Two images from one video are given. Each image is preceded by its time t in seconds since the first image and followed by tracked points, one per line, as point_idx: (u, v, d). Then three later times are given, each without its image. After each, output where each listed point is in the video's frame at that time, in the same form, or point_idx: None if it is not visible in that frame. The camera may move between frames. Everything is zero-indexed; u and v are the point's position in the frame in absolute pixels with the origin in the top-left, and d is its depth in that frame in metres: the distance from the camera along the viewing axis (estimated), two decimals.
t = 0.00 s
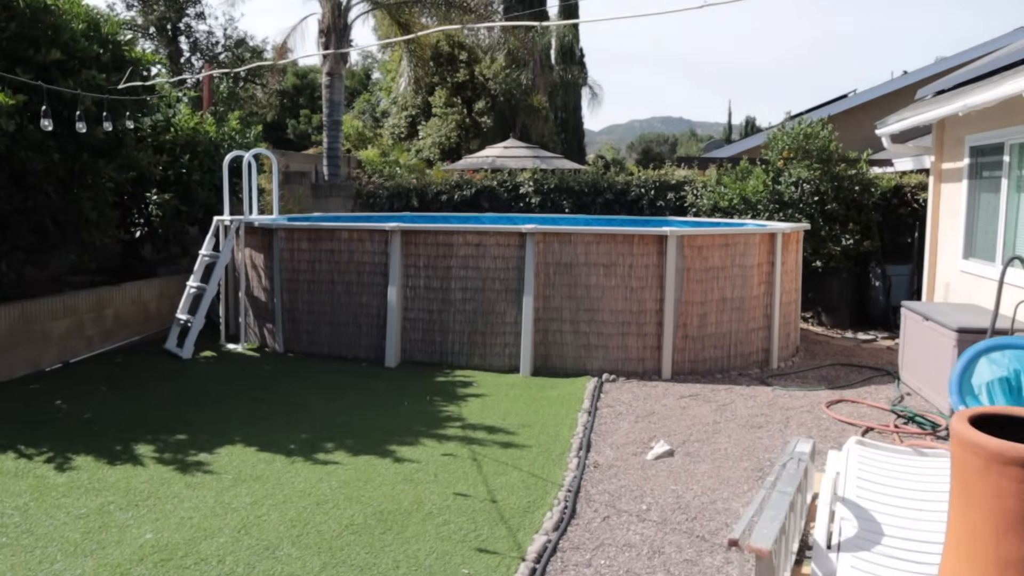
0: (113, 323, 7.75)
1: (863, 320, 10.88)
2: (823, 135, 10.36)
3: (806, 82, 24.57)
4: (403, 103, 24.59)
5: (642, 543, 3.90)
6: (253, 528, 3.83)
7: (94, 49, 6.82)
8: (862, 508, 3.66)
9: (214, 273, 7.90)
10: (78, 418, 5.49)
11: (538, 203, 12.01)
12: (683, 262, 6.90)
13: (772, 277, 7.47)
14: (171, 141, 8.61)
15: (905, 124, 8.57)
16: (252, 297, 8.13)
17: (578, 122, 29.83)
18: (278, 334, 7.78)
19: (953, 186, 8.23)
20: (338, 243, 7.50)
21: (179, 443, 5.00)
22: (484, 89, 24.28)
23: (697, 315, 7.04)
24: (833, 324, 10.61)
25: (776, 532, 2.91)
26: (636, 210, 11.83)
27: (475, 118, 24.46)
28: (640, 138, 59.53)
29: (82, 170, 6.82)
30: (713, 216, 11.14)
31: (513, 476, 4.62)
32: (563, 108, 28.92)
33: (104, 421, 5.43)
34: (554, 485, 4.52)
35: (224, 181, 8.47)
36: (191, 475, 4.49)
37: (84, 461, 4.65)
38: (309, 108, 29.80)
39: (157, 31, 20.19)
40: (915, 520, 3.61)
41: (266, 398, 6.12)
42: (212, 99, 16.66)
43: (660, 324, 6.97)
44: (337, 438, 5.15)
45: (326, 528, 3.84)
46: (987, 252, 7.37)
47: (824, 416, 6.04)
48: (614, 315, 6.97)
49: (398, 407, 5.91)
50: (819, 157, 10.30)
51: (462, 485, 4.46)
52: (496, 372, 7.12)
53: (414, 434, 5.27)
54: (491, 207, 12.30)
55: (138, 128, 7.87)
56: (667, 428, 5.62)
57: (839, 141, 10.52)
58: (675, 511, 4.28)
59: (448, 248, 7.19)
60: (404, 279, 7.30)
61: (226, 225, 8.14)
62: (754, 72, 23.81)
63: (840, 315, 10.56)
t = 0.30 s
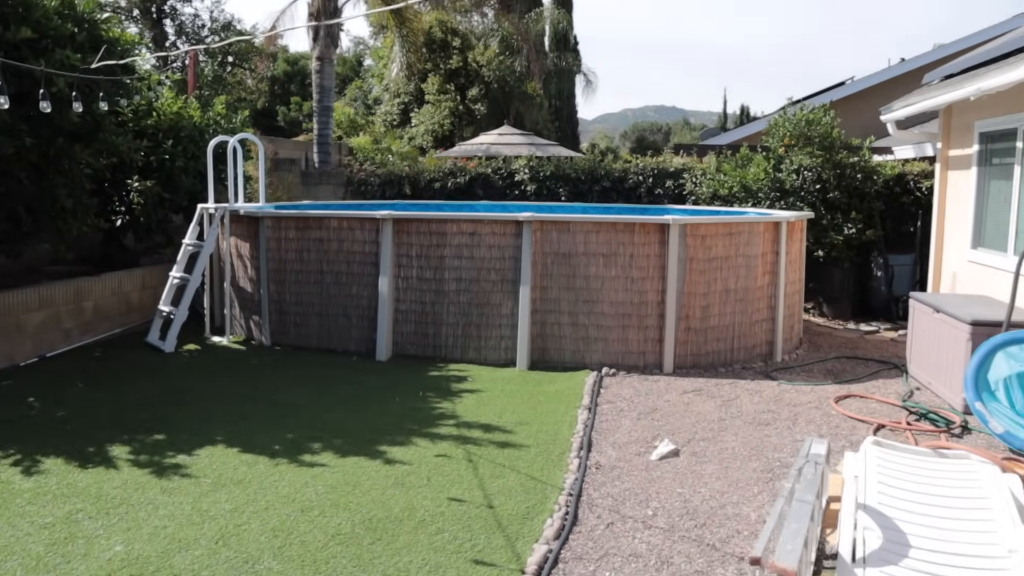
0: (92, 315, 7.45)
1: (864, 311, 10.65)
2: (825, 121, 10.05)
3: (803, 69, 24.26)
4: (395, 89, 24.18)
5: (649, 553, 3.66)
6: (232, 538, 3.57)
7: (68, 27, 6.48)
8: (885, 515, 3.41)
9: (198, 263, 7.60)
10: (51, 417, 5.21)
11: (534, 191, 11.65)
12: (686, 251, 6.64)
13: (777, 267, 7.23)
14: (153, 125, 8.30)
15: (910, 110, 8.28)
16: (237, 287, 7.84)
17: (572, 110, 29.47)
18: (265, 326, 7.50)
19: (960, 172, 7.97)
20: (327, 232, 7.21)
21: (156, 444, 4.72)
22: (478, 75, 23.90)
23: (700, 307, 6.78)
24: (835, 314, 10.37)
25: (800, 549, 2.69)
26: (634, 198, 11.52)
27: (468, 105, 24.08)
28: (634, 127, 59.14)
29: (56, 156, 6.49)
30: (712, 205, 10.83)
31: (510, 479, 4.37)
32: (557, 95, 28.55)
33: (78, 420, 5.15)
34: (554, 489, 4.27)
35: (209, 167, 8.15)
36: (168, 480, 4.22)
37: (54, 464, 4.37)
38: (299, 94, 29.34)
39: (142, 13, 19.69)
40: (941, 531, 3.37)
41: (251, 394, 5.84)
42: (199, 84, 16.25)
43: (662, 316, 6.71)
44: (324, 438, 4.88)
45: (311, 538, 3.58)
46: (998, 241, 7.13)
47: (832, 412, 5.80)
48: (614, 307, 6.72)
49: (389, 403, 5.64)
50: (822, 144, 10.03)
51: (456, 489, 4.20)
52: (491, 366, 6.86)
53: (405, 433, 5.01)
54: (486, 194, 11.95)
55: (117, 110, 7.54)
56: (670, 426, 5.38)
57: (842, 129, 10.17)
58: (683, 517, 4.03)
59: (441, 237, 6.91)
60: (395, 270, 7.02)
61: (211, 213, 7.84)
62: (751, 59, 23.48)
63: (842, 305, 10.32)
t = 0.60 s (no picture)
0: (80, 315, 7.20)
1: (874, 311, 10.36)
2: (836, 115, 9.71)
3: (808, 64, 23.97)
4: (395, 84, 23.90)
5: None
6: (215, 561, 3.32)
7: (51, 15, 6.24)
8: (918, 539, 3.17)
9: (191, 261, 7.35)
10: (31, 423, 4.97)
11: (536, 187, 11.34)
12: (696, 251, 6.38)
13: (789, 267, 6.97)
14: (144, 118, 8.06)
15: (925, 106, 8.00)
16: (230, 286, 7.59)
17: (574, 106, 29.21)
18: (259, 327, 7.25)
19: (977, 169, 7.70)
20: (323, 230, 6.95)
21: (139, 454, 4.47)
22: (480, 70, 23.66)
23: (710, 309, 6.53)
24: (845, 314, 10.05)
25: None
26: (639, 195, 11.21)
27: (470, 100, 23.82)
28: (636, 123, 58.84)
29: (37, 147, 6.26)
30: (719, 202, 10.45)
31: (513, 494, 4.12)
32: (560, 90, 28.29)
33: (59, 427, 4.90)
34: (561, 506, 4.02)
35: (201, 162, 7.89)
36: (149, 494, 3.97)
37: (29, 477, 4.13)
38: (299, 89, 29.06)
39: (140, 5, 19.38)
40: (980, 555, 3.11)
41: (242, 399, 5.60)
42: (195, 77, 15.96)
43: (670, 318, 6.47)
44: (318, 449, 4.63)
45: (300, 560, 3.34)
46: (1018, 241, 6.86)
47: (849, 418, 5.54)
48: (621, 309, 6.46)
49: (386, 410, 5.39)
50: (831, 139, 9.65)
51: (457, 505, 3.96)
52: (493, 369, 6.62)
53: (403, 443, 4.77)
54: (488, 190, 11.67)
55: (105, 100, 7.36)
56: (680, 435, 5.14)
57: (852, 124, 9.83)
58: (697, 536, 3.79)
59: (442, 235, 6.66)
60: (394, 269, 6.77)
61: (204, 209, 7.58)
62: (755, 53, 23.18)
63: (852, 304, 10.00)
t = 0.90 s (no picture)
0: (73, 314, 6.99)
1: (887, 314, 10.16)
2: (851, 114, 9.45)
3: (814, 63, 23.76)
4: (398, 81, 23.68)
5: None
6: None
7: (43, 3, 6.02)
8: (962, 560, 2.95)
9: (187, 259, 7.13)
10: (18, 428, 4.75)
11: (542, 185, 11.09)
12: (710, 252, 6.17)
13: (806, 270, 6.74)
14: (140, 113, 7.83)
15: (944, 106, 7.78)
16: (228, 285, 7.37)
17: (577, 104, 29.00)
18: (257, 327, 7.03)
19: (999, 170, 7.48)
20: (323, 228, 6.72)
21: (130, 463, 4.26)
22: (483, 67, 23.46)
23: (724, 313, 6.31)
24: (857, 317, 9.83)
25: None
26: (647, 194, 10.94)
27: (473, 97, 23.62)
28: (638, 121, 58.58)
29: (29, 141, 6.05)
30: (729, 202, 10.14)
31: (523, 508, 3.91)
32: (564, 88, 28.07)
33: (47, 433, 4.68)
34: (573, 521, 3.81)
35: (199, 157, 7.66)
36: (139, 507, 3.76)
37: (13, 487, 3.91)
38: (301, 86, 28.87)
39: None
40: None
41: (239, 403, 5.38)
42: (195, 71, 15.73)
43: (683, 322, 6.25)
44: (317, 457, 4.42)
45: None
46: None
47: (870, 428, 5.33)
48: (632, 311, 6.24)
49: (388, 416, 5.18)
50: (846, 139, 9.42)
51: (463, 520, 3.74)
52: (498, 373, 6.40)
53: (406, 451, 4.55)
54: (492, 188, 11.42)
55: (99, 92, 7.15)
56: (696, 444, 4.93)
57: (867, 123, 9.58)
58: (719, 554, 3.58)
59: (446, 234, 6.44)
60: (396, 269, 6.55)
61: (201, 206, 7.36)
62: (761, 52, 22.95)
63: (864, 307, 9.78)
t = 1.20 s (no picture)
0: (66, 310, 6.74)
1: (900, 309, 9.98)
2: (865, 102, 9.19)
3: (818, 53, 23.44)
4: (396, 71, 23.34)
5: None
6: None
7: None
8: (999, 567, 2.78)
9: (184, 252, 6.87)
10: (6, 432, 4.51)
11: (546, 176, 10.81)
12: (727, 245, 5.93)
13: (824, 263, 6.52)
14: (135, 101, 7.56)
15: (965, 94, 7.57)
16: (226, 279, 7.12)
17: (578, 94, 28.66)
18: (255, 323, 6.78)
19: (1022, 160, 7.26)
20: (324, 220, 6.47)
21: (124, 470, 4.02)
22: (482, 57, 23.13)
23: (740, 308, 6.08)
24: (870, 312, 9.67)
25: None
26: (654, 185, 10.68)
27: (472, 88, 23.30)
28: (637, 113, 58.20)
29: (18, 129, 5.79)
30: (738, 193, 9.95)
31: (540, 518, 3.68)
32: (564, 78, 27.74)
33: (36, 437, 4.45)
34: (594, 533, 3.58)
35: (196, 147, 7.38)
36: (134, 518, 3.52)
37: None
38: (298, 77, 28.50)
39: None
40: None
41: (238, 404, 5.14)
42: (191, 60, 15.38)
43: (698, 318, 6.02)
44: (321, 463, 4.18)
45: None
46: None
47: (897, 429, 5.11)
48: (645, 307, 6.01)
49: (394, 418, 4.94)
50: (860, 128, 9.18)
51: (478, 532, 3.51)
52: (506, 371, 6.17)
53: (414, 456, 4.32)
54: (495, 179, 11.15)
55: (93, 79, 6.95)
56: (716, 447, 4.71)
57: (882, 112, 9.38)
58: (751, 569, 3.36)
59: (452, 227, 6.20)
60: (400, 263, 6.31)
61: (198, 197, 7.11)
62: (765, 41, 22.62)
63: (877, 301, 9.62)
